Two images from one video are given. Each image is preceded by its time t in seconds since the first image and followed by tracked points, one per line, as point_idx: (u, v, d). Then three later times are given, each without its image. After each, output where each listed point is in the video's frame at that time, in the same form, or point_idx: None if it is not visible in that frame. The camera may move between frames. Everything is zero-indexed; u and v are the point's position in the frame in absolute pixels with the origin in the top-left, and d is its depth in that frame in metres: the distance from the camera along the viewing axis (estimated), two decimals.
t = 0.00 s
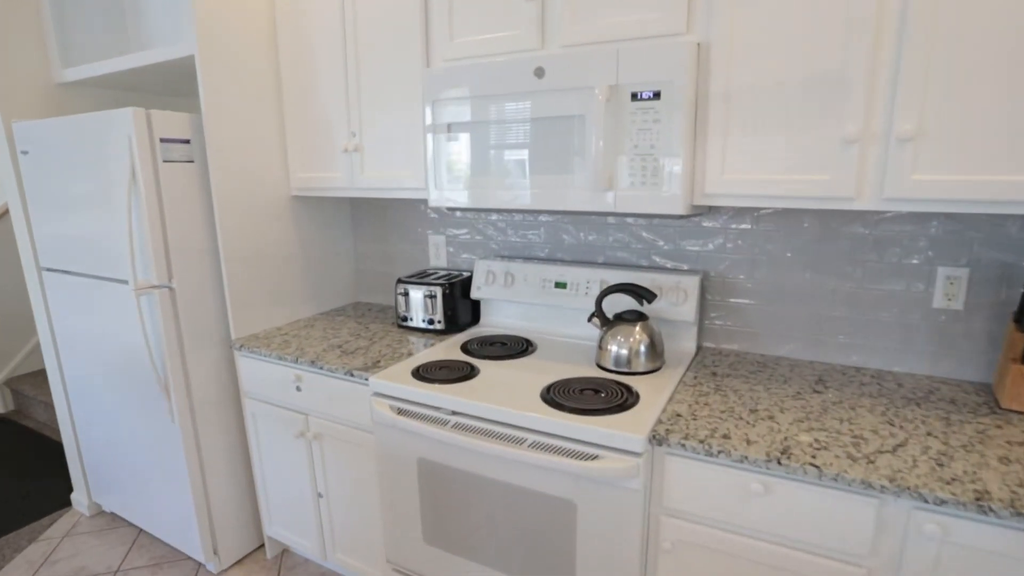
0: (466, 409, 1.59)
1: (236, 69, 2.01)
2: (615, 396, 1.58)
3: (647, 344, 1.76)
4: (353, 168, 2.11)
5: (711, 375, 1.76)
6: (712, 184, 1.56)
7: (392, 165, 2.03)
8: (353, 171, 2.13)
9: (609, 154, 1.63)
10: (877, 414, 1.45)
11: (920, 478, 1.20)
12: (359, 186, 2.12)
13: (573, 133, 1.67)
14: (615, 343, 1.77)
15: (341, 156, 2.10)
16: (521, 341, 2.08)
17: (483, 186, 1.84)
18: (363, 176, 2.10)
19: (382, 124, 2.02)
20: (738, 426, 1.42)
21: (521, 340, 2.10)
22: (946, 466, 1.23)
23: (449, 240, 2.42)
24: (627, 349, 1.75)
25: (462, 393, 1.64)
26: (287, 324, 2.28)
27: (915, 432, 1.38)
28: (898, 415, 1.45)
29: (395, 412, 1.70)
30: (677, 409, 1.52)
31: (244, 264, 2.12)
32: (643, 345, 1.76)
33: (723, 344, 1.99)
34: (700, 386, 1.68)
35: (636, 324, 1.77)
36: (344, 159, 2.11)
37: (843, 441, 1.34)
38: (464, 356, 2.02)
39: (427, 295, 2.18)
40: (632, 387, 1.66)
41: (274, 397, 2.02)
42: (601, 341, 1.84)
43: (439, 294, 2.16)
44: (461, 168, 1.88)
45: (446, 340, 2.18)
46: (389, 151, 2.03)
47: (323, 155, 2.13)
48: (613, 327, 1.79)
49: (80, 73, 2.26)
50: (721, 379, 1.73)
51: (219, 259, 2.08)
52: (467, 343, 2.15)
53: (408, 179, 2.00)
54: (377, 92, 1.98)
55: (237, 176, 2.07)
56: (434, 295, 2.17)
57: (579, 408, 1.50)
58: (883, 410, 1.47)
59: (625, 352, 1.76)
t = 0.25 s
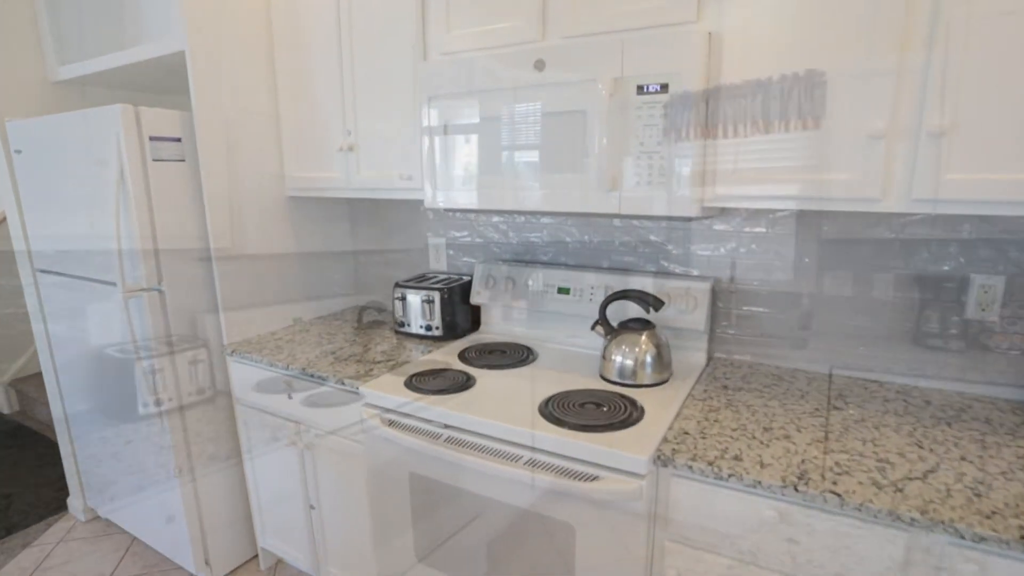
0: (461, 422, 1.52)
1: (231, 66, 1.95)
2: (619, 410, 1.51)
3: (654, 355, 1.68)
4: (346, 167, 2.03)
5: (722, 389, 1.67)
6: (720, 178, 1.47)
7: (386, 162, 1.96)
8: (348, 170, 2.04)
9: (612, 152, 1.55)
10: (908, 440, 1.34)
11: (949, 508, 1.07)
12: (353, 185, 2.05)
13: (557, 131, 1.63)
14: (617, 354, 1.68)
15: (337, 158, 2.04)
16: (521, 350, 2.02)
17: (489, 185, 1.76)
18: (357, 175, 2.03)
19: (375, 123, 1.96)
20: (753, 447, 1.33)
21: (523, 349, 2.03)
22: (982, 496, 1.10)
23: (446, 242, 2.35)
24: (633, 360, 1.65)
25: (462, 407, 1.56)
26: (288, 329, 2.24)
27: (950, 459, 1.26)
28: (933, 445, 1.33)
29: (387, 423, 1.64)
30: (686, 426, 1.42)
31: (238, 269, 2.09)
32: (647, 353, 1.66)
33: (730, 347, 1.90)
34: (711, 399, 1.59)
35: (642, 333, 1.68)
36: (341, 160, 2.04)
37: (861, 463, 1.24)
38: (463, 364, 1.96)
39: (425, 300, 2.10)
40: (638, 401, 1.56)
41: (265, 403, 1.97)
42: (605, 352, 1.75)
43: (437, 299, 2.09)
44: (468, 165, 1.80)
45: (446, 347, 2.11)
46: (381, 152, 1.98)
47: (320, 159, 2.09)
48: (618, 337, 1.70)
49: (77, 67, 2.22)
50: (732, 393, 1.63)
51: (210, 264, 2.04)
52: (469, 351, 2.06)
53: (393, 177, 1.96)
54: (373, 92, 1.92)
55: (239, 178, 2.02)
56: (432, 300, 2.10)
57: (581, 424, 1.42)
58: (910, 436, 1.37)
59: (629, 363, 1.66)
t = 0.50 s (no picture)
0: (456, 441, 1.63)
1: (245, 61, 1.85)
2: (623, 427, 1.61)
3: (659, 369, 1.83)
4: (349, 181, 2.20)
5: (734, 404, 1.76)
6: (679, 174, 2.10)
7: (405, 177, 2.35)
8: (359, 185, 2.22)
9: (614, 159, 2.15)
10: (946, 481, 1.25)
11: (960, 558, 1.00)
12: (347, 192, 2.23)
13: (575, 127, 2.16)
14: (623, 365, 1.85)
15: (326, 161, 2.14)
16: (521, 359, 2.36)
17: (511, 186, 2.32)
18: (353, 181, 2.20)
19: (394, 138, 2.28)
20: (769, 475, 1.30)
21: (525, 358, 2.36)
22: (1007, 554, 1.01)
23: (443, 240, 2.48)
24: (638, 373, 1.81)
25: (458, 425, 1.67)
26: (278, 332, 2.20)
27: (986, 505, 1.16)
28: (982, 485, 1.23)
29: (380, 438, 1.75)
30: (692, 447, 1.45)
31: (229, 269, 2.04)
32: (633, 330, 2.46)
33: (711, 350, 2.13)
34: (722, 416, 1.65)
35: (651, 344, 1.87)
36: (332, 168, 2.15)
37: (875, 499, 1.19)
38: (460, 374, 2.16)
39: (422, 305, 2.40)
40: (642, 415, 1.69)
41: (245, 405, 1.82)
42: (609, 364, 1.93)
43: (434, 304, 2.39)
44: (477, 166, 2.38)
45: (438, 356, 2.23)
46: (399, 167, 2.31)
47: (315, 164, 2.12)
48: (625, 349, 1.88)
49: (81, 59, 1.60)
50: (745, 409, 1.71)
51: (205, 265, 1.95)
52: (468, 364, 2.25)
53: (378, 176, 2.22)
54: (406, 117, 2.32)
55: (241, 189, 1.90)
56: (428, 305, 2.41)
57: (581, 441, 1.51)
58: (948, 472, 1.29)
59: (634, 374, 1.82)
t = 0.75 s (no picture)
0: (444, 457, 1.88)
1: (232, 38, 1.63)
2: (624, 444, 1.55)
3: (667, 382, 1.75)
4: (332, 174, 1.98)
5: (746, 419, 1.69)
6: (653, 169, 2.67)
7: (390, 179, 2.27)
8: (343, 179, 2.02)
9: (608, 161, 2.69)
10: (946, 507, 1.16)
11: None
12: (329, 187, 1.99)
13: (578, 127, 2.72)
14: (629, 377, 1.77)
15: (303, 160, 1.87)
16: (519, 370, 2.34)
17: (520, 183, 2.83)
18: (337, 177, 2.00)
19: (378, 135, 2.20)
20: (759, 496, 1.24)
21: (524, 368, 2.36)
22: None
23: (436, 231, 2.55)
24: (644, 386, 1.74)
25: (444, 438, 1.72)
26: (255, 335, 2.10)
27: (987, 535, 1.05)
28: (988, 513, 1.14)
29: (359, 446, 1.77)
30: (703, 468, 1.34)
31: (222, 271, 2.03)
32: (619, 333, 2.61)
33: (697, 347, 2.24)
34: (732, 435, 1.56)
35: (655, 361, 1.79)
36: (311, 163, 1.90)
37: (861, 521, 1.11)
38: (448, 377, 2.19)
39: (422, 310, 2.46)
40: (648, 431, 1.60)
41: (221, 408, 1.71)
42: (614, 377, 1.85)
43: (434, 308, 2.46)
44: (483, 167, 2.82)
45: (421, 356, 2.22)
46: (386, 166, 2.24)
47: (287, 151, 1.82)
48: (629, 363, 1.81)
49: (75, 60, 1.47)
50: (757, 425, 1.64)
51: (183, 263, 1.89)
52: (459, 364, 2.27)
53: (360, 173, 2.08)
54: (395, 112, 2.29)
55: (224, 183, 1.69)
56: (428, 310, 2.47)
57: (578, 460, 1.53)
58: (951, 498, 1.20)
59: (640, 388, 1.75)
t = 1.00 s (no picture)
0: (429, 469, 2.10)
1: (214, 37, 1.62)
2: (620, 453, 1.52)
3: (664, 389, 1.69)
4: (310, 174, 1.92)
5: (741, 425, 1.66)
6: (632, 169, 2.76)
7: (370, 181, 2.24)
8: (322, 178, 1.97)
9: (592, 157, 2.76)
10: (919, 501, 1.18)
11: None
12: (308, 186, 1.93)
13: (561, 127, 2.80)
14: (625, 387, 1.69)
15: (281, 159, 1.81)
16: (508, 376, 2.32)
17: (510, 184, 2.85)
18: (316, 176, 1.95)
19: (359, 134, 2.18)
20: (739, 495, 1.25)
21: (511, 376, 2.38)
22: None
23: (417, 233, 2.52)
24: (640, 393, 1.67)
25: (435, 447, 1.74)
26: (233, 336, 1.99)
27: (957, 528, 1.08)
28: (959, 506, 1.17)
29: (341, 449, 1.72)
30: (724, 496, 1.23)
31: (201, 272, 1.98)
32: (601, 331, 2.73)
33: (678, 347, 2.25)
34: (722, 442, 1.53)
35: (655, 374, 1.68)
36: (290, 162, 1.85)
37: (837, 516, 1.13)
38: (432, 375, 2.13)
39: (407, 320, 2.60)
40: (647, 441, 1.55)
41: (196, 412, 1.63)
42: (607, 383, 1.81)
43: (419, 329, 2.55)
44: (472, 167, 2.77)
45: (403, 358, 2.20)
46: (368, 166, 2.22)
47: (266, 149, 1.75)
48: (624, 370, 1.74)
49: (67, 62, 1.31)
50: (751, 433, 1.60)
51: (157, 265, 1.84)
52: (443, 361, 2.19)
53: (339, 173, 2.04)
54: (377, 112, 2.27)
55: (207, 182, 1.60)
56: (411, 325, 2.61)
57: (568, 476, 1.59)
58: (924, 493, 1.22)
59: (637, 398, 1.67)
